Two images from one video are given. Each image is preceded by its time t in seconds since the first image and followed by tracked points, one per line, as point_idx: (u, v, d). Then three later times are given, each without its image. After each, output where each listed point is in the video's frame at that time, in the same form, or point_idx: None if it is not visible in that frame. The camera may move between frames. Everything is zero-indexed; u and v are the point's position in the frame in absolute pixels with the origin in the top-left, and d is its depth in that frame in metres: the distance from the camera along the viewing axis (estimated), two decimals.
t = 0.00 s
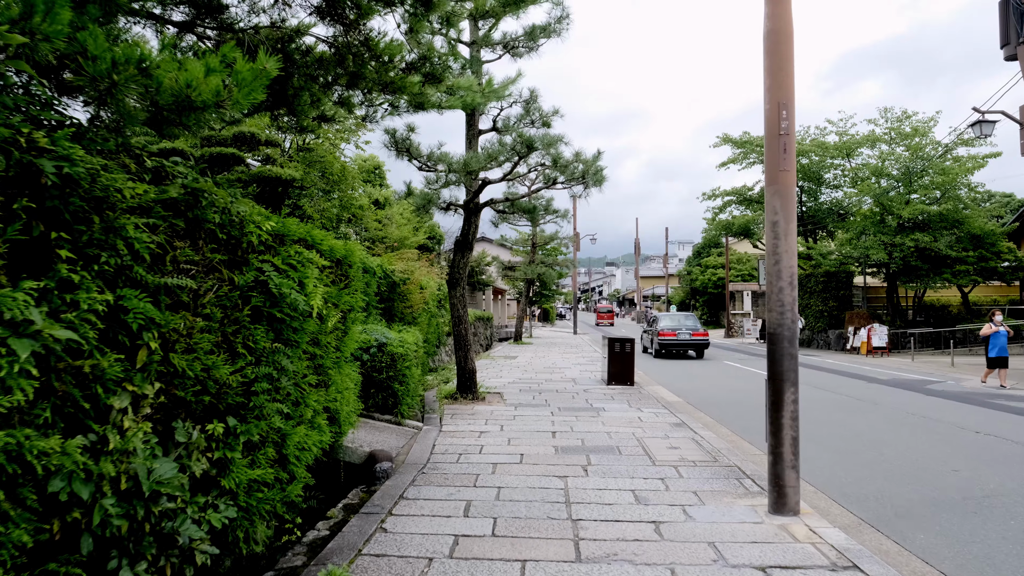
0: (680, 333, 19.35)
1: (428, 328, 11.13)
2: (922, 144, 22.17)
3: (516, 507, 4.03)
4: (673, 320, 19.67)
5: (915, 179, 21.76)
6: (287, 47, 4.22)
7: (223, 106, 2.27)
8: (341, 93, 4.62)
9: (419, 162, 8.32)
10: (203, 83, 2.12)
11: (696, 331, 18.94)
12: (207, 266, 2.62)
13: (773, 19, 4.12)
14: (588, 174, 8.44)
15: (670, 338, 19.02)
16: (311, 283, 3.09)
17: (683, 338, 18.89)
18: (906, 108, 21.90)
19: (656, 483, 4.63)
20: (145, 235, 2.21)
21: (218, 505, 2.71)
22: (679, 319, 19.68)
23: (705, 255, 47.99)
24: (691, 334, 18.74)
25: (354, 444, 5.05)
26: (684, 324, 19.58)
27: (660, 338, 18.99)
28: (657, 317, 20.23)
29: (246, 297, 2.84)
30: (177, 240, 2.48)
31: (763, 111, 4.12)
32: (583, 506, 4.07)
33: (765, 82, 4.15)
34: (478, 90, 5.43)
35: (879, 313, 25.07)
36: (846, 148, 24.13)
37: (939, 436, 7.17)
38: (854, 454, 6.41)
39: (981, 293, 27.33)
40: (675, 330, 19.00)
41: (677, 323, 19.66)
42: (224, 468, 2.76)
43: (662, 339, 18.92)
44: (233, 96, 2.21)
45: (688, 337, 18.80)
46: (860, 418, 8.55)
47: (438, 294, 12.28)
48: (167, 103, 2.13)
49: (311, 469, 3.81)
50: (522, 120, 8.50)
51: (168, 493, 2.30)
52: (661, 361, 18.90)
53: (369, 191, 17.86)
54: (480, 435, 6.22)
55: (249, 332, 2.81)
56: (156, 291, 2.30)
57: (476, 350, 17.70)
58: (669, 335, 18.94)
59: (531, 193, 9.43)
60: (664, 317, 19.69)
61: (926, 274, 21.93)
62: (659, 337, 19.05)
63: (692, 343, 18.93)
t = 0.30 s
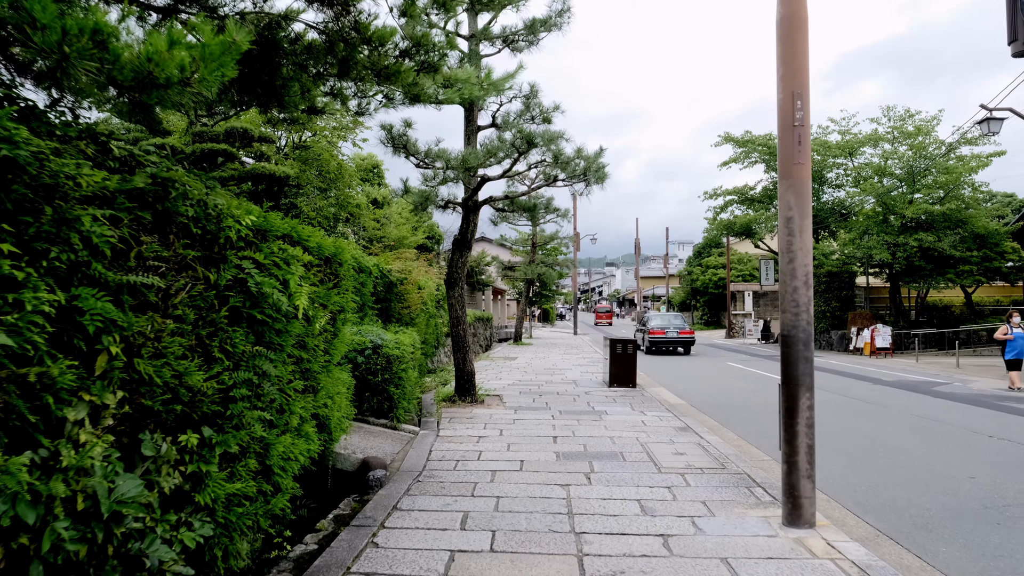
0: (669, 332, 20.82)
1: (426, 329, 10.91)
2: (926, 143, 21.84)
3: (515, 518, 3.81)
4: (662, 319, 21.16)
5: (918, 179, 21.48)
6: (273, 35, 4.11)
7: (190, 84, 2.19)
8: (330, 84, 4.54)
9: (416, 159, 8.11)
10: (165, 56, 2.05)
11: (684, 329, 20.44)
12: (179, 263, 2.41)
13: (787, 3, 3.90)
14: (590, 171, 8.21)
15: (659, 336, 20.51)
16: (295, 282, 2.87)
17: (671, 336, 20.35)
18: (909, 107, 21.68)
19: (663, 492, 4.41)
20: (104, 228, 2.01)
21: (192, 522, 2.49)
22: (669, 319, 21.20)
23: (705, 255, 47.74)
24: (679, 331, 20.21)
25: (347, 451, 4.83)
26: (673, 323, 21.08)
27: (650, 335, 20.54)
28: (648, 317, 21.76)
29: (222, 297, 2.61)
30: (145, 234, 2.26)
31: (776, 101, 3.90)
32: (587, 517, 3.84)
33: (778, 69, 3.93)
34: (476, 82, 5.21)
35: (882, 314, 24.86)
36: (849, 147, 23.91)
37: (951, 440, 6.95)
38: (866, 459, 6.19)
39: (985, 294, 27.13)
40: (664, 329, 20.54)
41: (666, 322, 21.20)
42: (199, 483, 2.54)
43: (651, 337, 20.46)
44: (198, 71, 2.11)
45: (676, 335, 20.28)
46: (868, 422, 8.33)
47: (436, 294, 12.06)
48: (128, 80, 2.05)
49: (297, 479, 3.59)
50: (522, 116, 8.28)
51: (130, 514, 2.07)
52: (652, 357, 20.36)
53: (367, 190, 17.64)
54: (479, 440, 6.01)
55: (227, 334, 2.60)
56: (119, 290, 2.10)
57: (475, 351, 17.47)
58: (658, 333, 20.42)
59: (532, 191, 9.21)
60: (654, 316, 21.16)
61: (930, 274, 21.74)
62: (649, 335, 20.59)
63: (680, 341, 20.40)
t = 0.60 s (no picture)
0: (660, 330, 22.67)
1: (424, 329, 10.70)
2: (931, 141, 21.68)
3: (514, 533, 3.59)
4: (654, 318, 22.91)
5: (924, 177, 21.38)
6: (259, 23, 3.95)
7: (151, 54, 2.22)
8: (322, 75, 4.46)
9: (414, 156, 7.89)
10: (122, 25, 2.08)
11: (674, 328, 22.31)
12: (148, 262, 2.18)
13: None
14: (592, 168, 7.99)
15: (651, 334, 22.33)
16: (280, 282, 2.65)
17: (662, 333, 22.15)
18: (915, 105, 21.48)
19: (672, 504, 4.19)
20: (56, 222, 1.78)
21: (164, 545, 2.26)
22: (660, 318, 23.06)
23: (707, 255, 47.56)
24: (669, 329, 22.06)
25: (340, 458, 4.61)
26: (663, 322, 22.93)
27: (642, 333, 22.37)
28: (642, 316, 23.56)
29: (197, 299, 2.39)
30: (108, 230, 2.05)
31: (793, 91, 3.69)
32: (592, 532, 3.62)
33: (795, 56, 3.71)
34: (476, 73, 5.00)
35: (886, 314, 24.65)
36: (853, 146, 23.70)
37: (968, 447, 6.71)
38: (881, 467, 5.95)
39: (991, 294, 26.90)
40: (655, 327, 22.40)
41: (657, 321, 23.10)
42: (171, 501, 2.30)
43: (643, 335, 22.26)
44: (159, 41, 2.15)
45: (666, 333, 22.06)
46: (879, 426, 8.10)
47: (436, 294, 11.84)
48: (81, 53, 2.08)
49: (283, 493, 3.35)
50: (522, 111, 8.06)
51: (86, 541, 1.85)
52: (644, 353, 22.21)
53: (365, 188, 17.43)
54: (478, 446, 5.79)
55: (203, 338, 2.37)
56: (74, 292, 1.88)
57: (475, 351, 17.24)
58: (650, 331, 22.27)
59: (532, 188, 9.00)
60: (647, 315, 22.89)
61: (936, 274, 21.53)
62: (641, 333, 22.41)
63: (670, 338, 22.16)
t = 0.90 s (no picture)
0: (654, 329, 24.65)
1: (424, 329, 10.49)
2: (938, 138, 21.43)
3: (516, 544, 3.38)
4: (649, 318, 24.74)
5: (932, 174, 21.13)
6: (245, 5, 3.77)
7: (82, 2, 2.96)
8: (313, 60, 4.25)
9: (412, 151, 7.68)
10: None
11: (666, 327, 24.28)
12: (112, 252, 1.97)
13: None
14: (595, 163, 7.78)
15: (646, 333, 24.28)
16: (262, 277, 2.44)
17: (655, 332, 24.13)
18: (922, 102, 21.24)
19: (682, 513, 3.97)
20: None
21: (130, 564, 2.05)
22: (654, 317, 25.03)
23: (709, 255, 47.27)
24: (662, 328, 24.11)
25: (334, 463, 4.40)
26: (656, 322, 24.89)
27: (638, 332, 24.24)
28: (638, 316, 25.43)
29: (169, 294, 2.17)
30: (64, 216, 1.83)
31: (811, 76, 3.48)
32: (599, 543, 3.41)
33: (814, 39, 3.50)
34: (476, 61, 4.80)
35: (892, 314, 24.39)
36: (858, 143, 23.45)
37: (987, 450, 6.48)
38: (897, 472, 5.74)
39: (997, 294, 26.62)
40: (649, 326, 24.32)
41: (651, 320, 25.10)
42: (140, 515, 2.09)
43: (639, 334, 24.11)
44: None
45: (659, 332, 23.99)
46: (892, 428, 7.87)
47: (436, 293, 11.64)
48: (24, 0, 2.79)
49: (270, 502, 3.14)
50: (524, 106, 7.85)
51: (34, 565, 1.64)
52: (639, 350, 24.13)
53: (364, 186, 17.22)
54: (478, 450, 5.58)
55: (176, 337, 2.16)
56: (21, 284, 1.67)
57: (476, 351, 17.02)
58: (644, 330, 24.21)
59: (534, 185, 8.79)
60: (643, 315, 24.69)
61: (944, 273, 21.27)
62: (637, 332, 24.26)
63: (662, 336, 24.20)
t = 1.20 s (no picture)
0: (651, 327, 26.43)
1: (424, 329, 10.26)
2: (945, 136, 21.16)
3: (516, 562, 3.14)
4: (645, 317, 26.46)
5: (938, 173, 20.86)
6: None
7: None
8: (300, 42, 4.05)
9: (411, 146, 7.46)
10: None
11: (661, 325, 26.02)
12: (62, 247, 1.76)
13: None
14: (599, 158, 7.55)
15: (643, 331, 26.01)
16: (238, 275, 2.22)
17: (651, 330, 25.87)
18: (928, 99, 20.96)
19: (693, 525, 3.74)
20: None
21: None
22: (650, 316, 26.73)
23: (713, 255, 46.97)
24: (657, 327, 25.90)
25: (325, 471, 4.18)
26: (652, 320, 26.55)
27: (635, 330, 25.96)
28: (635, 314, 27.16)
29: (130, 293, 1.95)
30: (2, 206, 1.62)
31: (834, 59, 3.25)
32: (605, 560, 3.17)
33: (836, 20, 3.26)
34: (477, 48, 4.57)
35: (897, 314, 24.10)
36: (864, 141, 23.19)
37: (1006, 456, 6.23)
38: (915, 479, 5.48)
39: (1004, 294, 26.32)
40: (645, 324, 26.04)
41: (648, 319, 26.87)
42: (96, 541, 1.87)
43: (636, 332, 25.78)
44: None
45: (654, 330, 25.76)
46: (904, 432, 7.64)
47: (436, 293, 11.43)
48: None
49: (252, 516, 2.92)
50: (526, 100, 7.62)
51: None
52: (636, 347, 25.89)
53: (364, 184, 17.02)
54: (478, 456, 5.35)
55: (137, 341, 1.94)
56: None
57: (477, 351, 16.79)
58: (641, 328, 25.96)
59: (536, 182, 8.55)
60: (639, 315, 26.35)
61: (951, 272, 20.97)
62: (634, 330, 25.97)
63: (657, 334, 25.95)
